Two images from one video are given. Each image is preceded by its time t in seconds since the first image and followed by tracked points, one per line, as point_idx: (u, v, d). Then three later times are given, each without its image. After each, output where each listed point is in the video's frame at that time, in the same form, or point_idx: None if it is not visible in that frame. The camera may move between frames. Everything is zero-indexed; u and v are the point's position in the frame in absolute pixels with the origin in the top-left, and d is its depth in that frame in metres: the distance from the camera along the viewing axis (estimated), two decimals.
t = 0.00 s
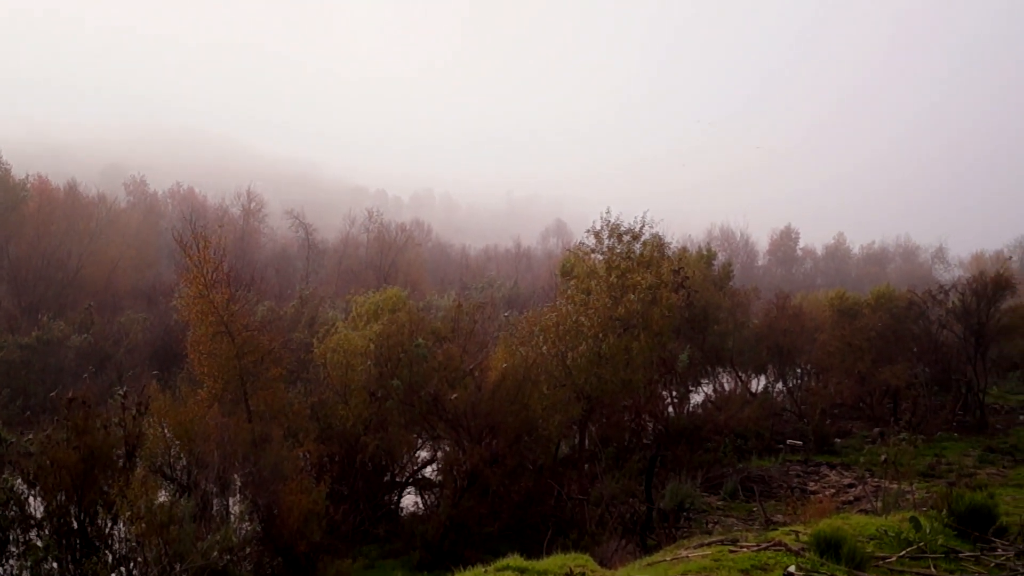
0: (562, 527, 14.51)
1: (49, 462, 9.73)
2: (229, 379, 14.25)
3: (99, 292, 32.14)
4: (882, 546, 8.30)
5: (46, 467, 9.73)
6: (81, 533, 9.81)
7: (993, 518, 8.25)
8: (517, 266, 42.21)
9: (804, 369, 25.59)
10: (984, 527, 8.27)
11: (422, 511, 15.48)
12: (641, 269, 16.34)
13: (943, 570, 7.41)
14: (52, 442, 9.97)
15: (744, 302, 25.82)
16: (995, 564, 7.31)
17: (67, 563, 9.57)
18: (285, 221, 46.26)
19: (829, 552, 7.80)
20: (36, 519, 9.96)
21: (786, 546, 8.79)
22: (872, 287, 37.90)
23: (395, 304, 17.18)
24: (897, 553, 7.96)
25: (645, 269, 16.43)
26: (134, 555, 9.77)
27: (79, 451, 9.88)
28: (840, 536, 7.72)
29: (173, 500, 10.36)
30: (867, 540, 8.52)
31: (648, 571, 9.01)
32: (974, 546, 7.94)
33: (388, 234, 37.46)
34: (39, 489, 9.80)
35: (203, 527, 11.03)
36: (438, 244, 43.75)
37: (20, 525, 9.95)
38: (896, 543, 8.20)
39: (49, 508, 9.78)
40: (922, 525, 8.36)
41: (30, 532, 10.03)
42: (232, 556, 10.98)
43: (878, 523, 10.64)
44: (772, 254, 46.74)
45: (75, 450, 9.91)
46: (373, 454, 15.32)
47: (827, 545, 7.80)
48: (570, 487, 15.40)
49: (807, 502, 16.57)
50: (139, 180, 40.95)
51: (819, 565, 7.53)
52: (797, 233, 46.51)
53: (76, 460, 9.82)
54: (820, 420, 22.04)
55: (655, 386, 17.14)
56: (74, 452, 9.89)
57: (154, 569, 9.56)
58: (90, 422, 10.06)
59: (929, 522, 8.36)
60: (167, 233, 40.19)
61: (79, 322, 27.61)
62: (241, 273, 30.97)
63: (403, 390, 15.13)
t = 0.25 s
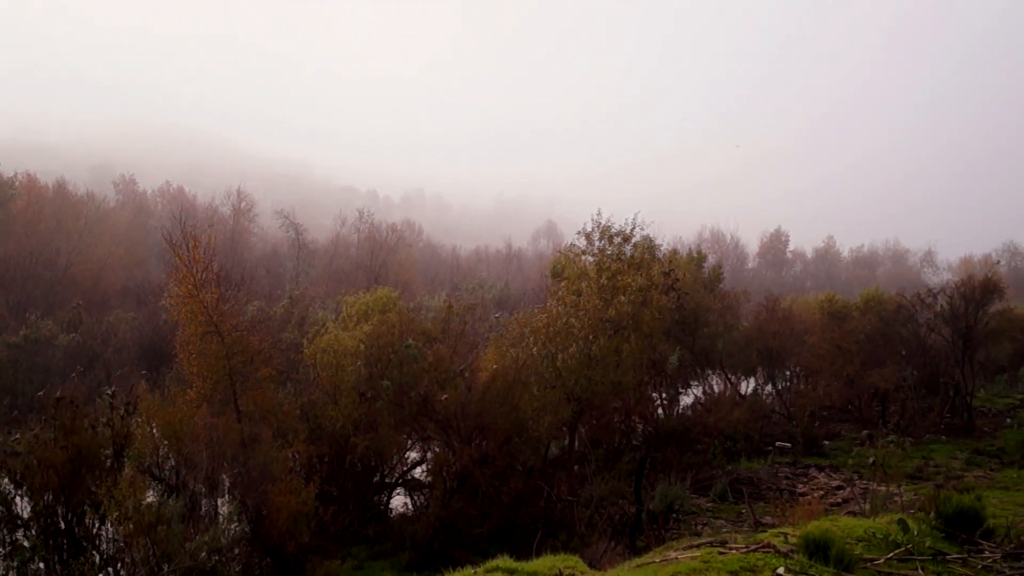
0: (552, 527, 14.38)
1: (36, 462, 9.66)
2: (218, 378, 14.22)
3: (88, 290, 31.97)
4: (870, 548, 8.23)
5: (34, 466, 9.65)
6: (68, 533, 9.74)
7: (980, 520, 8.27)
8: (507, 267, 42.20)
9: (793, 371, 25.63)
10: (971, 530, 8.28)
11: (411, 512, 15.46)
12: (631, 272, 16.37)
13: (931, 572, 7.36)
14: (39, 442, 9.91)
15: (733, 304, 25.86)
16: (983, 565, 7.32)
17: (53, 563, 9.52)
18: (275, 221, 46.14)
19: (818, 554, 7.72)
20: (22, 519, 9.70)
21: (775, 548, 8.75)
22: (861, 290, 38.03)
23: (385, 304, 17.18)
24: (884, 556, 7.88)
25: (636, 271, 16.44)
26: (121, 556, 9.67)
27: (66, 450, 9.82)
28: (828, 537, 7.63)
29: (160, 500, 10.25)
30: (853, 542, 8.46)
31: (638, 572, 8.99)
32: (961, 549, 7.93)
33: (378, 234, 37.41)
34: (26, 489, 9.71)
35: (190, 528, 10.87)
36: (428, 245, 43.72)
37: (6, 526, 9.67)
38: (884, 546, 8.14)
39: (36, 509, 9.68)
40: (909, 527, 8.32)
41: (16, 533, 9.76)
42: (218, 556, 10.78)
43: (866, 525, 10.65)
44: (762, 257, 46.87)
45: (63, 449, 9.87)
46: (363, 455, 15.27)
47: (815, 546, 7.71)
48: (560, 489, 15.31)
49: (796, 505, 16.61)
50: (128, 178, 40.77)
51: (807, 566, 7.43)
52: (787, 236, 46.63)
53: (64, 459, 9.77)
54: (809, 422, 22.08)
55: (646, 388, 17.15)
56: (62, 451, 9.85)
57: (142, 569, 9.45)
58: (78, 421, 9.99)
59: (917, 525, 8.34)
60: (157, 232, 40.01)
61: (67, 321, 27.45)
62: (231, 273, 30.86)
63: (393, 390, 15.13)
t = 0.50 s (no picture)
0: (538, 529, 14.36)
1: (20, 461, 9.56)
2: (205, 377, 14.13)
3: (74, 289, 31.80)
4: (856, 551, 8.18)
5: (19, 465, 9.54)
6: (53, 533, 9.65)
7: (965, 524, 8.29)
8: (496, 269, 42.19)
9: (780, 375, 25.68)
10: (956, 533, 8.30)
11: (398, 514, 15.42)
12: (620, 273, 16.38)
13: None
14: (22, 440, 9.82)
15: (721, 308, 25.91)
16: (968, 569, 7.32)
17: (37, 564, 9.39)
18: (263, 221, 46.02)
19: (804, 557, 7.66)
20: (5, 519, 9.63)
21: (761, 550, 8.71)
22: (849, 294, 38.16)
23: (374, 304, 17.13)
24: (870, 558, 7.83)
25: (624, 273, 16.45)
26: (106, 555, 9.60)
27: (51, 450, 9.75)
28: (815, 540, 7.57)
29: (146, 501, 10.19)
30: (840, 544, 8.41)
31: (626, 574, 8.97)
32: (947, 552, 7.93)
33: (366, 234, 37.34)
34: (10, 488, 9.58)
35: (176, 529, 10.73)
36: (417, 245, 43.67)
37: None
38: (870, 548, 8.10)
39: (19, 508, 9.55)
40: (895, 530, 8.29)
41: None
42: (203, 556, 10.64)
43: (852, 529, 10.66)
44: (750, 260, 47.00)
45: (47, 449, 9.78)
46: (350, 455, 15.16)
47: (802, 549, 7.66)
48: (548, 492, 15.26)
49: (782, 508, 16.64)
50: (115, 176, 40.56)
51: (794, 570, 7.38)
52: (775, 240, 46.76)
53: (49, 459, 9.70)
54: (795, 426, 22.12)
55: (634, 391, 17.15)
56: (46, 451, 9.76)
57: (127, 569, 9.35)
58: (63, 421, 9.94)
59: (903, 528, 8.33)
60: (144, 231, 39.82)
61: (53, 320, 27.30)
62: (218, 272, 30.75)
63: (380, 392, 15.11)
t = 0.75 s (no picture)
0: (524, 532, 14.15)
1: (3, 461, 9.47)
2: (190, 378, 14.09)
3: (59, 289, 31.66)
4: (841, 554, 8.18)
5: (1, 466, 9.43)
6: (36, 534, 9.60)
7: (949, 527, 8.32)
8: (483, 271, 42.20)
9: (766, 377, 25.76)
10: (940, 536, 8.34)
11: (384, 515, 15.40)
12: (607, 276, 16.39)
13: None
14: (6, 441, 9.78)
15: (708, 311, 25.98)
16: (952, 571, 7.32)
17: (20, 565, 9.38)
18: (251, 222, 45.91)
19: (790, 559, 7.65)
20: None
21: (747, 552, 8.69)
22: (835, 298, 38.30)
23: (360, 307, 17.23)
24: (855, 561, 7.83)
25: (611, 276, 16.49)
26: (90, 557, 9.58)
27: (36, 450, 9.72)
28: (800, 543, 7.57)
29: (131, 502, 10.14)
30: (826, 547, 8.40)
31: None
32: (931, 555, 7.94)
33: (354, 235, 37.31)
34: None
35: (161, 529, 10.59)
36: (404, 247, 43.64)
37: None
38: (855, 551, 8.09)
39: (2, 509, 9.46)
40: (880, 533, 8.29)
41: None
42: (187, 558, 10.45)
43: (838, 532, 10.68)
44: (736, 263, 47.16)
45: (31, 449, 9.74)
46: (336, 457, 15.07)
47: (787, 552, 7.64)
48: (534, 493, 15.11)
49: (768, 510, 16.68)
50: (101, 176, 40.39)
51: (780, 573, 7.36)
52: (762, 243, 46.90)
53: (32, 459, 9.63)
54: (781, 428, 22.13)
55: (620, 393, 17.21)
56: (30, 451, 9.72)
57: (111, 570, 9.36)
58: (47, 421, 9.92)
59: (887, 531, 8.34)
60: (130, 231, 39.67)
61: (37, 320, 27.17)
62: (204, 272, 30.66)
63: (367, 393, 15.08)
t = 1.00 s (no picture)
0: (511, 535, 14.10)
1: None
2: (176, 381, 14.07)
3: (45, 290, 31.52)
4: (828, 556, 8.15)
5: None
6: (21, 538, 9.50)
7: (935, 529, 8.27)
8: (471, 273, 42.20)
9: (753, 380, 25.81)
10: (926, 538, 8.31)
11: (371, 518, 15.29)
12: (594, 279, 16.40)
13: None
14: None
15: (694, 314, 26.02)
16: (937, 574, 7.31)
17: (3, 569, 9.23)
18: (238, 224, 45.80)
19: (777, 562, 7.62)
20: None
21: (735, 555, 8.60)
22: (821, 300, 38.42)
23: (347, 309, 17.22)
24: (842, 563, 7.79)
25: (598, 278, 16.49)
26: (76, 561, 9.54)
27: (21, 453, 9.62)
28: (788, 546, 7.55)
29: (116, 505, 10.08)
30: (813, 550, 8.38)
31: None
32: (917, 557, 7.92)
33: (341, 238, 37.28)
34: None
35: (148, 531, 10.68)
36: (392, 249, 43.61)
37: None
38: (842, 553, 8.06)
39: None
40: (867, 535, 8.25)
41: None
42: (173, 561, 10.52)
43: (825, 534, 10.69)
44: (723, 266, 47.29)
45: (16, 452, 9.65)
46: (322, 460, 15.07)
47: (774, 555, 7.62)
48: (521, 495, 15.11)
49: (754, 513, 16.71)
50: (87, 177, 40.24)
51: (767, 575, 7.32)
52: (748, 246, 47.02)
53: (17, 462, 9.54)
54: (768, 431, 22.05)
55: (607, 395, 17.25)
56: (15, 455, 9.62)
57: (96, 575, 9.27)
58: (32, 424, 9.83)
59: (874, 533, 8.29)
60: (116, 232, 39.52)
61: (22, 322, 27.02)
62: (191, 274, 30.57)
63: (354, 396, 14.98)
